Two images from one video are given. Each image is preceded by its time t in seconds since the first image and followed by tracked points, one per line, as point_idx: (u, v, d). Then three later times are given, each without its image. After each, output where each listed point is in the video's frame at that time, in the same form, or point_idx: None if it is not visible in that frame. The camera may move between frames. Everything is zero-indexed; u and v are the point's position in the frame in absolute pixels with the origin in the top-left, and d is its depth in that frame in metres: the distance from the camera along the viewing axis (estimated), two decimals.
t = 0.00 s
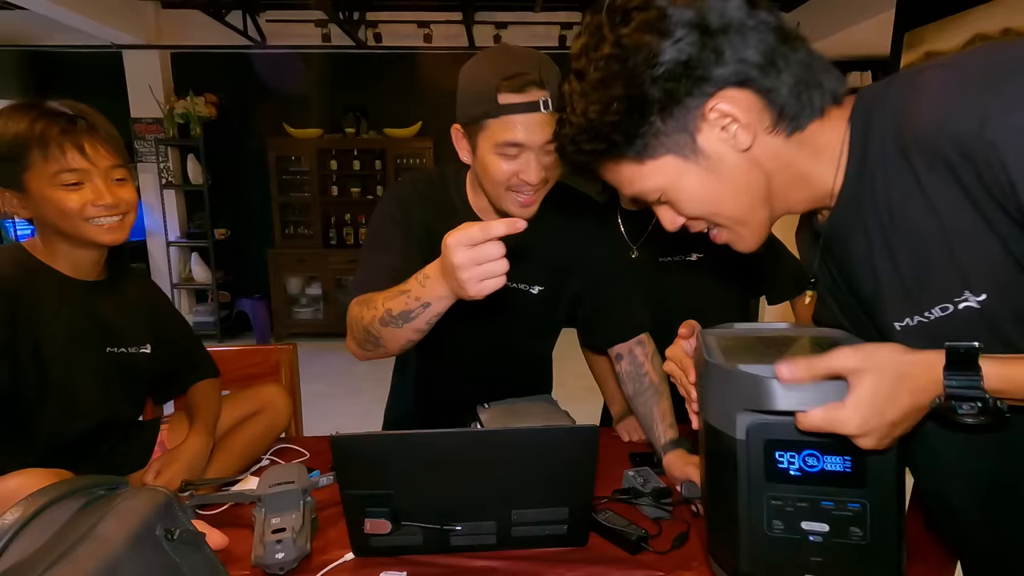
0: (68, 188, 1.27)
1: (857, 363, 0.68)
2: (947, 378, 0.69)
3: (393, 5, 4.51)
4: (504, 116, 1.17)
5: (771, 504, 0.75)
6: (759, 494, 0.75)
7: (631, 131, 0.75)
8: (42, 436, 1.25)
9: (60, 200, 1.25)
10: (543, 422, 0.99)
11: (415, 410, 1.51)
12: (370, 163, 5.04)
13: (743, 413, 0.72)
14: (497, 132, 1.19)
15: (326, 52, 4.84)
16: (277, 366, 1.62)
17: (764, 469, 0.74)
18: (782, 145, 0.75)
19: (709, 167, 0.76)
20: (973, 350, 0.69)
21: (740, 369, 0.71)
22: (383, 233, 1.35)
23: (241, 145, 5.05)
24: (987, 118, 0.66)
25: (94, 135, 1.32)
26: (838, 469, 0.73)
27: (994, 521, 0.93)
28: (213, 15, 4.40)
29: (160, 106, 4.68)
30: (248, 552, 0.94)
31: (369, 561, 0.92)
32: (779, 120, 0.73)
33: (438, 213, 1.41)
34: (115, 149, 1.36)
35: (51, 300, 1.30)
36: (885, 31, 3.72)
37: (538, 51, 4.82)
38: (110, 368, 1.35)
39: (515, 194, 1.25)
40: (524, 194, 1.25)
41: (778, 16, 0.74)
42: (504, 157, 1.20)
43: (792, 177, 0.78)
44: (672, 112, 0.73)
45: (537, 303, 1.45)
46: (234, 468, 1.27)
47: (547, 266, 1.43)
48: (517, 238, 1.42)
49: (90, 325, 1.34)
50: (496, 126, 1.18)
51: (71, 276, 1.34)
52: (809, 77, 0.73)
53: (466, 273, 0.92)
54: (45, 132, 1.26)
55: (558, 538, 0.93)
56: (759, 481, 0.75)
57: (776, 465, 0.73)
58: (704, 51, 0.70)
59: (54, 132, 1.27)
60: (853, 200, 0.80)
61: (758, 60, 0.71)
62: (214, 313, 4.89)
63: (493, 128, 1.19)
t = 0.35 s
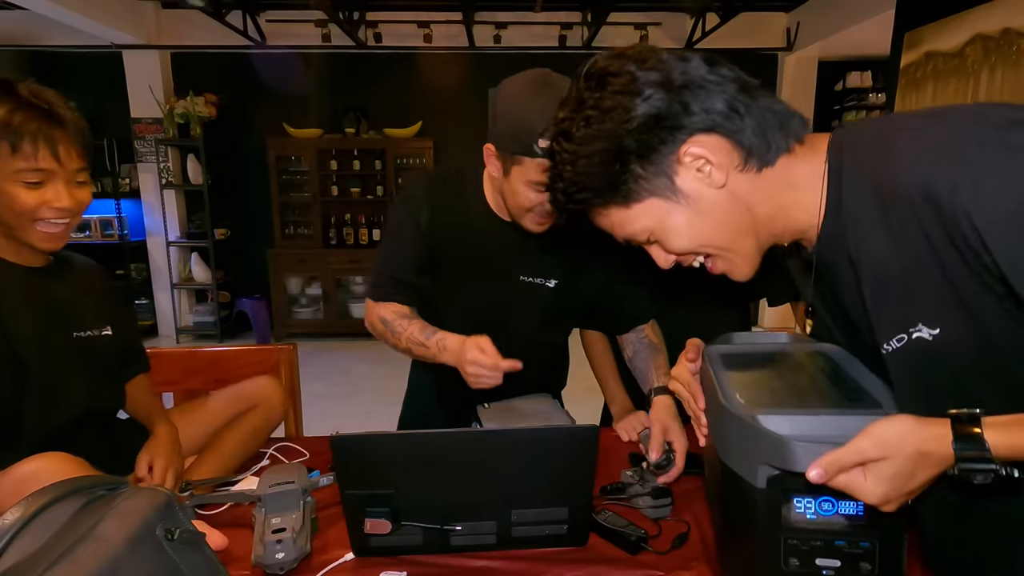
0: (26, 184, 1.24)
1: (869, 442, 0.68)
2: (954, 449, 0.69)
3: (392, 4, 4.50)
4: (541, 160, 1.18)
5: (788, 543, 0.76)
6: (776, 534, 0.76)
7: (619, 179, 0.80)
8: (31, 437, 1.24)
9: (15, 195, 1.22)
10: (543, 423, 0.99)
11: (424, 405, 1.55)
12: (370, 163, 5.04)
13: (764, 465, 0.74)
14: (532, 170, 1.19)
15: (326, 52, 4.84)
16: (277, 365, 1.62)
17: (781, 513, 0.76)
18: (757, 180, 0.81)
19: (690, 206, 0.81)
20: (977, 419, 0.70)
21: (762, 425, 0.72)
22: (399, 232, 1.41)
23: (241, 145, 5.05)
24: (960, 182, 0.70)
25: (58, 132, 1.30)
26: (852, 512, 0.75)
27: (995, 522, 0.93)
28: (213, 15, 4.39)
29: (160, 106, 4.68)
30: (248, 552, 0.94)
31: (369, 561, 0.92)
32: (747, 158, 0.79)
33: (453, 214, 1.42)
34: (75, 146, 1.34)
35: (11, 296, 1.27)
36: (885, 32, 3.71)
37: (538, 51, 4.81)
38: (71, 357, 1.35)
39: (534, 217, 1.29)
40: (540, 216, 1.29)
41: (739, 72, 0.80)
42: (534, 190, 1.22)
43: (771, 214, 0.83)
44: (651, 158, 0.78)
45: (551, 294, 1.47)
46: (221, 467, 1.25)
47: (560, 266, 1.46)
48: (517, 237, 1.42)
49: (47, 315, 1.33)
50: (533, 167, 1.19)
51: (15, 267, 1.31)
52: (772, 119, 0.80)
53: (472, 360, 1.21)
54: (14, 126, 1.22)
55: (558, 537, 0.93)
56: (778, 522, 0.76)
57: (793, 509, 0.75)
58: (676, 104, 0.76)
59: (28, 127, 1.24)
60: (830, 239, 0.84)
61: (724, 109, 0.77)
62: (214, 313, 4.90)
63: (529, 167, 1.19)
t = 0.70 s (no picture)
0: None
1: (892, 471, 0.66)
2: (975, 480, 0.67)
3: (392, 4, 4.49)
4: (499, 147, 1.20)
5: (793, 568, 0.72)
6: (781, 560, 0.72)
7: (601, 242, 0.85)
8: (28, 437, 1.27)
9: None
10: (543, 423, 0.98)
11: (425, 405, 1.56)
12: (370, 163, 5.04)
13: (776, 489, 0.70)
14: (492, 163, 1.22)
15: (326, 52, 4.84)
16: (277, 365, 1.61)
17: (786, 537, 0.71)
18: (738, 226, 0.80)
19: (673, 258, 0.83)
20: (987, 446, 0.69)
21: (776, 451, 0.69)
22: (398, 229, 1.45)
23: (241, 145, 5.05)
24: (971, 225, 0.71)
25: (27, 130, 1.25)
26: (857, 539, 0.72)
27: (999, 524, 0.92)
28: (213, 15, 4.39)
29: (160, 106, 4.68)
30: (248, 552, 0.94)
31: (369, 561, 0.92)
32: (722, 209, 0.79)
33: (440, 205, 1.44)
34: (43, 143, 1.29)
35: None
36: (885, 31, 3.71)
37: (537, 51, 4.80)
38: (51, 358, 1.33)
39: (507, 208, 1.30)
40: (514, 208, 1.29)
41: (710, 125, 0.80)
42: (500, 182, 1.24)
43: (758, 256, 0.83)
44: (630, 222, 0.81)
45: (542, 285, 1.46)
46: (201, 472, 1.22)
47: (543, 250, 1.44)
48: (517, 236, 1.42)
49: (26, 317, 1.31)
50: (492, 156, 1.21)
51: None
52: (743, 168, 0.79)
53: (441, 363, 1.26)
54: None
55: (558, 538, 0.93)
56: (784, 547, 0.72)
57: (800, 535, 0.71)
58: (647, 174, 0.78)
59: None
60: (826, 272, 0.83)
61: (695, 171, 0.78)
62: (214, 313, 4.90)
63: (488, 160, 1.23)
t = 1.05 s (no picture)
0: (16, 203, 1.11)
1: (932, 473, 0.65)
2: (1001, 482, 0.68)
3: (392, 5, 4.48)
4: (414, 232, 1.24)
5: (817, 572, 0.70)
6: (807, 566, 0.70)
7: (622, 238, 0.86)
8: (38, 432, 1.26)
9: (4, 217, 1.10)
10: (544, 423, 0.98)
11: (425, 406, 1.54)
12: (370, 163, 5.03)
13: (804, 495, 0.68)
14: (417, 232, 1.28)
15: (326, 52, 4.84)
16: (278, 366, 1.61)
17: (813, 543, 0.69)
18: (762, 227, 0.80)
19: (693, 257, 0.84)
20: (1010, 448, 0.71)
21: (804, 456, 0.67)
22: (367, 257, 1.52)
23: (241, 145, 5.05)
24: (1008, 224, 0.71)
25: (47, 140, 1.15)
26: (882, 542, 0.70)
27: (1007, 527, 0.91)
28: (213, 15, 4.39)
29: (160, 106, 4.68)
30: (248, 553, 0.94)
31: (369, 561, 0.92)
32: (745, 210, 0.79)
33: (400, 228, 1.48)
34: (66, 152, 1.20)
35: None
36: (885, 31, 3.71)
37: (537, 51, 4.80)
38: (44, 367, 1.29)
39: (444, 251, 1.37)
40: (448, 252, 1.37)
41: (736, 126, 0.82)
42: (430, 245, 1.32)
43: (780, 258, 0.83)
44: (652, 218, 0.82)
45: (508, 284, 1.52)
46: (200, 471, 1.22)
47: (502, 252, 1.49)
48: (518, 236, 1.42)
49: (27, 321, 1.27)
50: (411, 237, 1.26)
51: None
52: (769, 170, 0.79)
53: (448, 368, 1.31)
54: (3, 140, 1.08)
55: (559, 537, 0.94)
56: (810, 553, 0.70)
57: (826, 540, 0.69)
58: (672, 171, 0.79)
59: (21, 137, 1.11)
60: (848, 271, 0.82)
61: (720, 170, 0.79)
62: (214, 313, 4.90)
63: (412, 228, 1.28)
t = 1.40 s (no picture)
0: (104, 204, 1.13)
1: (920, 465, 0.66)
2: (984, 481, 0.70)
3: (392, 4, 4.48)
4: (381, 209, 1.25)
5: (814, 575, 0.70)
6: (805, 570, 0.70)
7: (668, 193, 0.81)
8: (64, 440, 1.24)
9: (93, 218, 1.13)
10: (543, 422, 0.98)
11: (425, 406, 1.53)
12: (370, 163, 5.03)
13: (800, 498, 0.68)
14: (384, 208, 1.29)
15: (326, 52, 4.85)
16: (278, 365, 1.60)
17: (810, 546, 0.69)
18: (813, 209, 0.79)
19: (735, 227, 0.81)
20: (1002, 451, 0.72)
21: (801, 460, 0.67)
22: (331, 254, 1.50)
23: (241, 145, 5.05)
24: None
25: (133, 143, 1.17)
26: (878, 542, 0.70)
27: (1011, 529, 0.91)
28: (213, 15, 4.39)
29: (160, 106, 4.68)
30: (248, 552, 0.94)
31: (369, 561, 0.92)
32: (801, 187, 0.77)
33: (367, 218, 1.49)
34: (151, 157, 1.23)
35: (47, 307, 1.21)
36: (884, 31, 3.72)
37: (537, 51, 4.81)
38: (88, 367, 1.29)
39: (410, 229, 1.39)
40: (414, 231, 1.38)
41: (808, 99, 0.78)
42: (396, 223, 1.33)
43: (829, 244, 0.82)
44: (701, 178, 0.77)
45: (474, 267, 1.53)
46: (225, 466, 1.24)
47: (467, 234, 1.51)
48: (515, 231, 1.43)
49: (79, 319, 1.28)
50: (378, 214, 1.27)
51: (67, 274, 1.25)
52: (837, 151, 0.76)
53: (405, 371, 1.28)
54: (98, 144, 1.11)
55: (558, 537, 0.94)
56: (807, 556, 0.69)
57: (822, 543, 0.69)
58: (733, 134, 0.75)
59: (114, 142, 1.14)
60: (909, 261, 0.85)
61: (784, 141, 0.75)
62: (214, 313, 4.90)
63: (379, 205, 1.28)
